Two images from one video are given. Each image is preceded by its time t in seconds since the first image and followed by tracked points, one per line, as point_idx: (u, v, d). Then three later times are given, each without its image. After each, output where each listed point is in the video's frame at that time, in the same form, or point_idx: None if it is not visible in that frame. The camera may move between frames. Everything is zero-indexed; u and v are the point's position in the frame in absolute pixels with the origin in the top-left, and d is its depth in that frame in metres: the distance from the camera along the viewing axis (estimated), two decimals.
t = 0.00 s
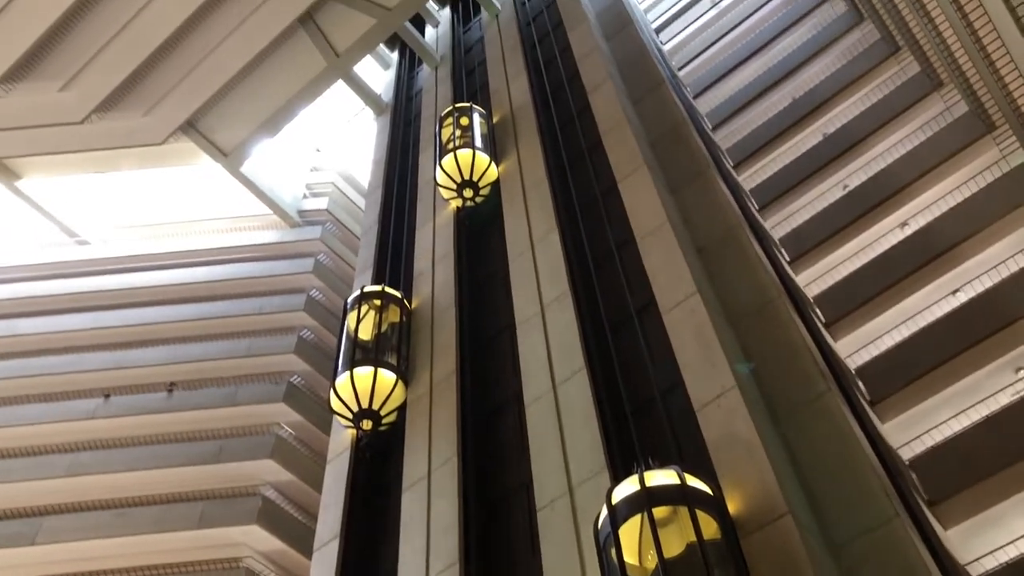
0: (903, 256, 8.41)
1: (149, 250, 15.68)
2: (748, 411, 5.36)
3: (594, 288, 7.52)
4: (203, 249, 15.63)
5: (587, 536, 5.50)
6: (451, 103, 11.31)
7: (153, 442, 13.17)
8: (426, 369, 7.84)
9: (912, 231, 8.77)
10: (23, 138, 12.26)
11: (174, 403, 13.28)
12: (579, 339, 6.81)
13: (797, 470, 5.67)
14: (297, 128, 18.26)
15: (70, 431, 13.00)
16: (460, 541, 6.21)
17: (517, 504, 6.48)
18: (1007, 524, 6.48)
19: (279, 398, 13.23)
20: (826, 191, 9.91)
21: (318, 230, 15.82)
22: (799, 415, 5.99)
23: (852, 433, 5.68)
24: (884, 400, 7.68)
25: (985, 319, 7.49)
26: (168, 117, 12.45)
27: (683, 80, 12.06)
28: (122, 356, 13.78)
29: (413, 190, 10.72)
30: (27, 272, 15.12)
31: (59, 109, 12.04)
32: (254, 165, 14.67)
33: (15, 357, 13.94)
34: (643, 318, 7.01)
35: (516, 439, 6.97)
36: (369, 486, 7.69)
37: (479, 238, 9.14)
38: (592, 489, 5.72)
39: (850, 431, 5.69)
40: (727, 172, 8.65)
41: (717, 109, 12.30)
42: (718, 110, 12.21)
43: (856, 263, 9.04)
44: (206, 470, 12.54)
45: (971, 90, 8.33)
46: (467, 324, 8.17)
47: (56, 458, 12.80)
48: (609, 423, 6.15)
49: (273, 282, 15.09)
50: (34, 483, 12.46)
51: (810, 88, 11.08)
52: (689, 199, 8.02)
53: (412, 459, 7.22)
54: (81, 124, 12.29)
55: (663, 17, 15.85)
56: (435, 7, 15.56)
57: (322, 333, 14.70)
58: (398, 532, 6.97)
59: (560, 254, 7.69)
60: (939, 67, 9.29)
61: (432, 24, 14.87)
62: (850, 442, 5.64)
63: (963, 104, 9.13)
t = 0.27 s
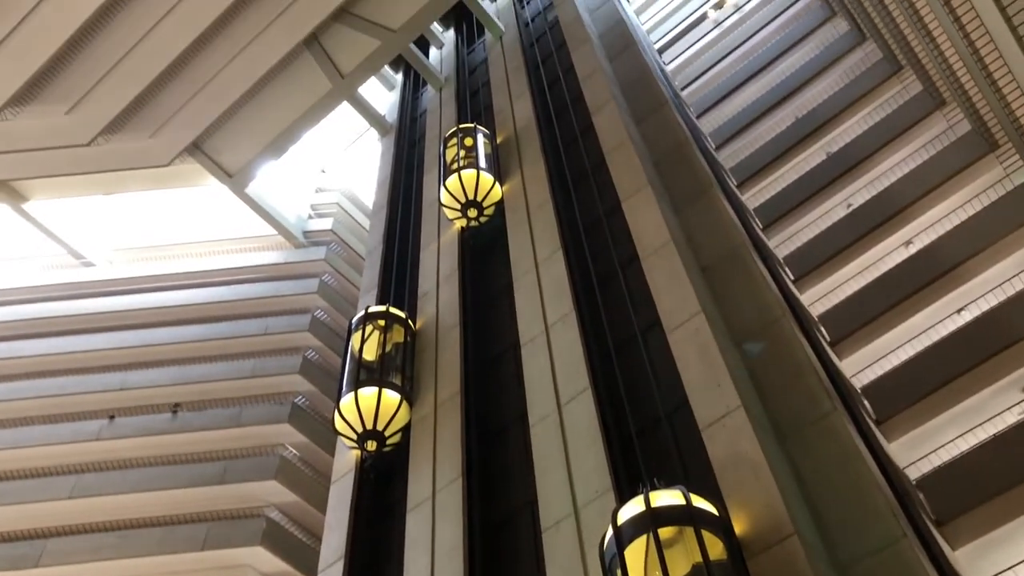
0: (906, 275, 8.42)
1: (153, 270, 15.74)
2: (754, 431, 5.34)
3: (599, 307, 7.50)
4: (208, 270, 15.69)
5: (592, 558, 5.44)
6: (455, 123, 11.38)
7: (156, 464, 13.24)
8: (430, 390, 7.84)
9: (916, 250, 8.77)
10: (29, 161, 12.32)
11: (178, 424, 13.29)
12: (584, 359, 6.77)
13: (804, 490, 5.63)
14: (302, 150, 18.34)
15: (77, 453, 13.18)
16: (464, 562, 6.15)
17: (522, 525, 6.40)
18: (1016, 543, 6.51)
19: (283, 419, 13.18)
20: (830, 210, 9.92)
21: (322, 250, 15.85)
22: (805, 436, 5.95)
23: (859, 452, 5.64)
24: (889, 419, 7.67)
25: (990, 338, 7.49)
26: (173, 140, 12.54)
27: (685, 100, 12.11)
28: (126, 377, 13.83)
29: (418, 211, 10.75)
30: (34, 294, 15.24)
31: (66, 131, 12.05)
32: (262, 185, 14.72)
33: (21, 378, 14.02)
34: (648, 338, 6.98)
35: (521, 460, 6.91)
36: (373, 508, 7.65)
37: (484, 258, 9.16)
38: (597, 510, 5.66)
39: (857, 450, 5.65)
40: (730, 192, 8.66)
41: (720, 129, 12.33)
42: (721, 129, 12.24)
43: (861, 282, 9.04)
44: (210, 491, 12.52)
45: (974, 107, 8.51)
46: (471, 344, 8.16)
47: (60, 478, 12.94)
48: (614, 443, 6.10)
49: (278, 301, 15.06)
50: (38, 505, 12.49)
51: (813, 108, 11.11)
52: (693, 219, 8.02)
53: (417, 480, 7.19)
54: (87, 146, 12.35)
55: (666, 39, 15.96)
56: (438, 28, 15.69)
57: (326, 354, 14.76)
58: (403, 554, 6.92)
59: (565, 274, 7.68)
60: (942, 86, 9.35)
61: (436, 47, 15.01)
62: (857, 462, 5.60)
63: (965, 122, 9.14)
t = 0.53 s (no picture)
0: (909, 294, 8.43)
1: (156, 287, 15.78)
2: (756, 450, 5.31)
3: (601, 325, 7.48)
4: (210, 288, 15.70)
5: None
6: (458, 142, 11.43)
7: (159, 482, 13.26)
8: (432, 408, 7.82)
9: (918, 269, 8.79)
10: (33, 179, 12.35)
11: (179, 442, 13.28)
12: (585, 377, 6.75)
13: (807, 510, 5.60)
14: (305, 168, 18.46)
15: (78, 471, 13.12)
16: None
17: (524, 543, 6.34)
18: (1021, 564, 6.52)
19: (285, 437, 13.12)
20: (832, 228, 9.90)
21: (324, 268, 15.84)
22: (808, 455, 5.92)
23: (863, 472, 5.61)
24: (894, 438, 7.69)
25: (993, 357, 7.52)
26: (177, 157, 12.60)
27: (687, 119, 12.13)
28: (128, 395, 13.85)
29: (420, 229, 10.76)
30: (36, 312, 15.25)
31: (71, 150, 12.11)
32: (264, 203, 14.78)
33: (24, 396, 14.05)
34: (650, 356, 6.94)
35: (523, 478, 6.86)
36: (375, 527, 7.60)
37: (485, 276, 9.15)
38: (600, 529, 5.62)
39: (860, 469, 5.63)
40: (732, 210, 8.67)
41: (721, 147, 12.35)
42: (723, 148, 12.26)
43: (863, 301, 9.05)
44: (212, 510, 12.51)
45: (976, 126, 8.54)
46: (472, 362, 8.13)
47: (61, 497, 12.94)
48: (616, 461, 6.06)
49: (280, 320, 15.08)
50: (39, 524, 12.49)
51: (815, 126, 11.14)
52: (695, 238, 8.02)
53: (418, 499, 7.15)
54: (91, 164, 12.40)
55: (667, 58, 16.05)
56: (441, 47, 15.79)
57: (328, 373, 14.67)
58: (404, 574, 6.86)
59: (567, 292, 7.67)
60: (942, 105, 9.39)
61: (439, 66, 15.13)
62: (860, 481, 5.57)
63: (966, 141, 9.15)
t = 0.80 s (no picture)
0: (910, 314, 8.46)
1: (158, 305, 15.80)
2: (758, 470, 5.28)
3: (602, 343, 7.45)
4: (210, 306, 15.71)
5: None
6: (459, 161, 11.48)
7: (157, 501, 13.25)
8: (433, 427, 7.79)
9: (920, 288, 8.75)
10: (37, 197, 12.39)
11: (178, 461, 13.26)
12: (586, 395, 6.72)
13: (810, 530, 5.56)
14: (306, 188, 18.62)
15: (78, 488, 13.11)
16: None
17: (525, 563, 6.28)
18: None
19: (285, 455, 13.14)
20: (834, 247, 9.89)
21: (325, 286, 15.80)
22: (809, 476, 5.88)
23: (864, 492, 5.58)
24: (897, 457, 7.72)
25: (995, 377, 7.54)
26: (179, 174, 12.60)
27: (688, 139, 12.17)
28: (129, 412, 13.84)
29: (422, 248, 10.78)
30: (38, 330, 15.26)
31: (74, 168, 12.12)
32: (265, 221, 14.85)
33: (25, 413, 14.05)
34: (651, 374, 6.91)
35: (523, 497, 6.81)
36: (374, 546, 7.54)
37: (486, 295, 9.15)
38: (601, 549, 5.56)
39: (862, 489, 5.60)
40: (733, 230, 8.68)
41: (722, 167, 12.38)
42: (723, 167, 12.29)
43: (865, 320, 9.01)
44: (212, 528, 12.46)
45: (976, 146, 8.64)
46: (473, 380, 8.11)
47: (61, 515, 12.92)
48: (617, 479, 6.01)
49: (282, 337, 15.09)
50: (38, 542, 12.45)
51: (815, 146, 11.17)
52: (696, 257, 8.03)
53: (418, 518, 7.10)
54: (94, 181, 12.41)
55: (668, 78, 16.14)
56: (443, 67, 15.90)
57: (329, 392, 14.74)
58: None
59: (568, 311, 7.65)
60: (942, 124, 9.44)
61: (441, 85, 15.24)
62: (862, 502, 5.53)
63: (967, 161, 9.18)
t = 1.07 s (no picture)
0: (911, 333, 8.46)
1: (159, 323, 15.80)
2: (760, 488, 5.26)
3: (603, 360, 7.43)
4: (211, 323, 15.71)
5: None
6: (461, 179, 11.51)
7: (158, 519, 13.31)
8: (434, 445, 7.76)
9: (922, 306, 8.75)
10: (39, 215, 12.40)
11: (178, 479, 13.22)
12: (588, 412, 6.68)
13: (813, 550, 5.53)
14: (307, 206, 18.66)
15: (77, 507, 13.14)
16: None
17: None
18: None
19: (286, 473, 12.98)
20: (835, 266, 9.89)
21: (328, 304, 15.83)
22: (812, 496, 5.85)
23: (867, 510, 5.55)
24: (901, 475, 7.68)
25: (996, 397, 7.52)
26: (181, 191, 12.59)
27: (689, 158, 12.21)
28: (129, 431, 13.83)
29: (423, 266, 10.79)
30: (39, 348, 15.26)
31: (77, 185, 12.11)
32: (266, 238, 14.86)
33: (25, 432, 14.06)
34: (653, 393, 6.88)
35: (523, 516, 6.75)
36: (373, 566, 7.46)
37: (487, 313, 9.15)
38: (603, 568, 5.50)
39: (865, 508, 5.57)
40: (735, 249, 8.68)
41: (722, 185, 12.41)
42: (724, 186, 12.31)
43: (867, 338, 9.00)
44: (213, 545, 12.43)
45: (977, 165, 8.68)
46: (474, 398, 8.08)
47: (59, 534, 12.95)
48: (619, 498, 5.96)
49: (284, 356, 15.08)
50: (38, 561, 12.48)
51: (815, 165, 11.21)
52: (699, 275, 8.02)
53: (418, 537, 7.04)
54: (96, 199, 12.40)
55: (669, 97, 16.21)
56: (445, 86, 16.06)
57: (330, 410, 14.73)
58: None
59: (569, 328, 7.63)
60: (943, 143, 9.47)
61: (443, 104, 15.33)
62: (865, 521, 5.49)
63: (968, 180, 9.21)
